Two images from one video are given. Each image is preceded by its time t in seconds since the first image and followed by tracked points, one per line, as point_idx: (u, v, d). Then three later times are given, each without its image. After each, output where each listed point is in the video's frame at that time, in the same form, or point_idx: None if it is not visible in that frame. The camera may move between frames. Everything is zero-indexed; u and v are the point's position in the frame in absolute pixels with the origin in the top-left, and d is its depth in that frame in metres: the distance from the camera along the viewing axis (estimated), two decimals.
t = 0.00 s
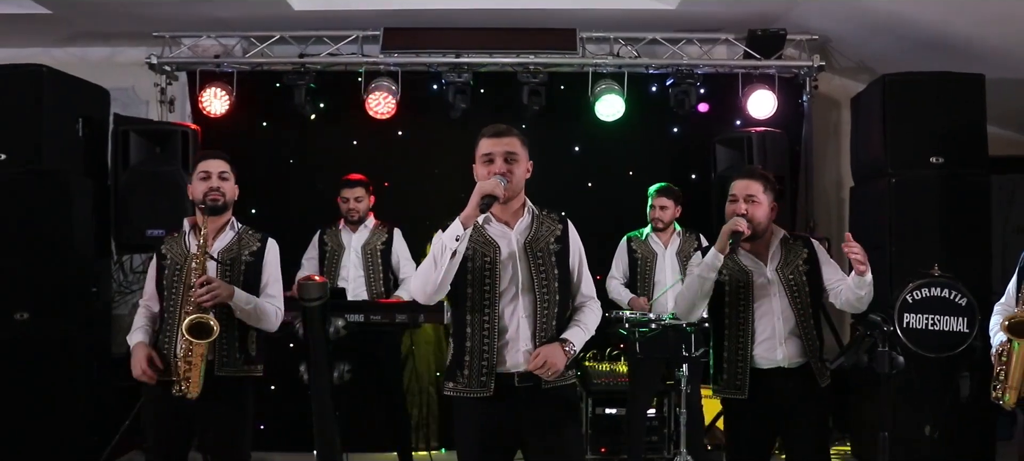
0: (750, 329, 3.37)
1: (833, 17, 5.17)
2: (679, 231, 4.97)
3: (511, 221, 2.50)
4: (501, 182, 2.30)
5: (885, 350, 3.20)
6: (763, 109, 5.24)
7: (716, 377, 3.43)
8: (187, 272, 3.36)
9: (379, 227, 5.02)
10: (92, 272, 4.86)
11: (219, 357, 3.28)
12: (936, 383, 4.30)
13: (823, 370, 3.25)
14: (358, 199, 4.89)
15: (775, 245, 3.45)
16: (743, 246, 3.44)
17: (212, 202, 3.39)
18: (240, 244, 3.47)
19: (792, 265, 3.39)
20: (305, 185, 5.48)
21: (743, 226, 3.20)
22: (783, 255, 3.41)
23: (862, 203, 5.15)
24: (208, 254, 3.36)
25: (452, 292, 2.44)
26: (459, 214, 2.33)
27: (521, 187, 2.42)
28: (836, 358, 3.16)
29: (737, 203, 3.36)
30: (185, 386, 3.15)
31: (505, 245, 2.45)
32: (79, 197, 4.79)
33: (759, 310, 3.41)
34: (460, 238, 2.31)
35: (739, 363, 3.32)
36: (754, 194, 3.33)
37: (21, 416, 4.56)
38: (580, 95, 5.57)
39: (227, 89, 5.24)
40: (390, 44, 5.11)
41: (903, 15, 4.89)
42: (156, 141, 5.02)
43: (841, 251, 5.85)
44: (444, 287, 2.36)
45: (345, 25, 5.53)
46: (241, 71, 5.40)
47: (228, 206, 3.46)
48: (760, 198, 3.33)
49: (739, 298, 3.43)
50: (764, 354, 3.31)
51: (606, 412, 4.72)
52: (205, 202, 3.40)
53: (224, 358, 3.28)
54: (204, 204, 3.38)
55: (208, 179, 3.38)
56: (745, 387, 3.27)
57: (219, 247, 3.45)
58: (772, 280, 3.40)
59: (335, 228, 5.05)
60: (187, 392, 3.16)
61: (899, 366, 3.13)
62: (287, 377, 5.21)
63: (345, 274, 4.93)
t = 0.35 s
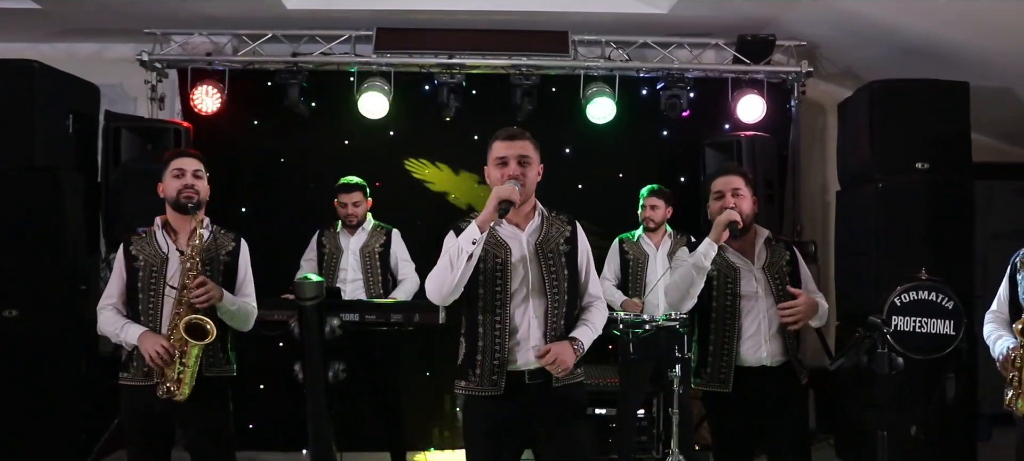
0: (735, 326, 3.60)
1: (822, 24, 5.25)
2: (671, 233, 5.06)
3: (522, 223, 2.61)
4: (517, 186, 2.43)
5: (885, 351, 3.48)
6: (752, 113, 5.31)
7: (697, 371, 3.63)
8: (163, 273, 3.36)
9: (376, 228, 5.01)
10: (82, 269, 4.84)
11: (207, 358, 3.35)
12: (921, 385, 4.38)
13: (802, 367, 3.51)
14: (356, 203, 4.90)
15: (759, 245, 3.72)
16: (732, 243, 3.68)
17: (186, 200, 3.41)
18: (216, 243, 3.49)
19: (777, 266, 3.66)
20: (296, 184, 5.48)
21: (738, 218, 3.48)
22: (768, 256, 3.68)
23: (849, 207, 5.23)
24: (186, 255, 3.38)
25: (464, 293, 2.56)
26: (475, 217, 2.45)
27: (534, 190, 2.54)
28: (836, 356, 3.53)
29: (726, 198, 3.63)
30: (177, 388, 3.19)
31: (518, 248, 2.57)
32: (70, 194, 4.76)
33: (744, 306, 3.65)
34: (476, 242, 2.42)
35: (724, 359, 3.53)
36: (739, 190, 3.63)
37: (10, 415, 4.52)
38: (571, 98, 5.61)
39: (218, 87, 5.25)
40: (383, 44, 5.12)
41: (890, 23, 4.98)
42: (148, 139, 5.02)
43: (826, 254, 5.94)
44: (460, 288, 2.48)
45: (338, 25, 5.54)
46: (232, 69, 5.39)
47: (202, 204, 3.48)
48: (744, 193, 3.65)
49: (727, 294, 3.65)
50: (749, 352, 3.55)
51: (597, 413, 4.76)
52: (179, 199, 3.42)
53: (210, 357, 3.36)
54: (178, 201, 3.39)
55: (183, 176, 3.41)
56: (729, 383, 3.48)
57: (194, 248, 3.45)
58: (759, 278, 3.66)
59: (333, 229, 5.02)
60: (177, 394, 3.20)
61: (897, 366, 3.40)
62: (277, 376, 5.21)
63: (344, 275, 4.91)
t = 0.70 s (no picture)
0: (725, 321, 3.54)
1: (811, 27, 5.33)
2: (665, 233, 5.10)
3: (552, 225, 2.74)
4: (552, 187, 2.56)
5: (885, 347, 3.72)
6: (743, 116, 5.38)
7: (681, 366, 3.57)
8: (160, 272, 3.25)
9: (379, 230, 5.02)
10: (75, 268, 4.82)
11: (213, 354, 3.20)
12: (909, 382, 4.47)
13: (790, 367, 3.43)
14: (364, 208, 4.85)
15: (757, 246, 3.69)
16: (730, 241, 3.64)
17: (185, 200, 3.25)
18: (208, 238, 3.39)
19: (772, 268, 3.66)
20: (289, 184, 5.49)
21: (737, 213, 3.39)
22: (764, 258, 3.66)
23: (837, 208, 5.31)
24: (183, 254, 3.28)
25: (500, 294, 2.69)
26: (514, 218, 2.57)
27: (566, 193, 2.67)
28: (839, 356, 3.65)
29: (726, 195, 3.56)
30: (187, 387, 3.04)
31: (550, 247, 2.70)
32: (64, 193, 4.75)
33: (734, 303, 3.61)
34: (517, 239, 2.53)
35: (711, 351, 3.49)
36: (743, 188, 3.59)
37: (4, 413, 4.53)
38: (564, 99, 5.66)
39: (213, 87, 5.25)
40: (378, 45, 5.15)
41: (879, 27, 5.06)
42: (142, 138, 4.98)
43: (813, 255, 6.03)
44: (498, 286, 2.59)
45: (332, 25, 5.56)
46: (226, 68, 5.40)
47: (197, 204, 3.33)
48: (748, 192, 3.59)
49: (719, 292, 3.60)
50: (736, 350, 3.50)
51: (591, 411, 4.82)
52: (176, 199, 3.25)
53: (218, 352, 3.23)
54: (178, 202, 3.23)
55: (183, 175, 3.24)
56: (711, 374, 3.45)
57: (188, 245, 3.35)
58: (753, 278, 3.64)
59: (335, 230, 5.03)
60: (188, 392, 3.04)
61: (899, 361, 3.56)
62: (271, 375, 5.22)
63: (346, 276, 4.94)
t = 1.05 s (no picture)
0: (696, 309, 3.64)
1: (772, 23, 5.45)
2: (633, 224, 5.09)
3: (560, 219, 2.84)
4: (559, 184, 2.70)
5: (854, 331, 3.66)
6: (706, 108, 5.49)
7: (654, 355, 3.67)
8: (142, 264, 3.19)
9: (353, 221, 5.06)
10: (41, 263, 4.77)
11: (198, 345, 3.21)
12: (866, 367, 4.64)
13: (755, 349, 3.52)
14: (333, 199, 4.84)
15: (724, 236, 3.80)
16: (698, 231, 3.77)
17: (171, 194, 3.18)
18: (189, 231, 3.34)
19: (738, 256, 3.77)
20: (257, 176, 5.48)
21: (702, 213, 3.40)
22: (730, 247, 3.77)
23: (797, 199, 5.46)
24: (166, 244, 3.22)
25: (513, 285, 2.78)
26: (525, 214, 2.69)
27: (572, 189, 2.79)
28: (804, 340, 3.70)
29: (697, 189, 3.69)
30: (172, 380, 3.05)
31: (558, 240, 2.81)
32: (28, 188, 4.69)
33: (704, 290, 3.73)
34: (529, 234, 2.67)
35: (683, 339, 3.57)
36: (713, 182, 3.68)
37: None
38: (530, 92, 5.71)
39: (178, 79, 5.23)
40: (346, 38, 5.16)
41: (837, 22, 5.20)
42: (109, 130, 4.95)
43: (773, 244, 6.19)
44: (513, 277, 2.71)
45: (298, 17, 5.55)
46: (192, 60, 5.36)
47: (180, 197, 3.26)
48: (719, 186, 3.67)
49: (688, 280, 3.71)
50: (704, 335, 3.57)
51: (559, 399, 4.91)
52: (161, 194, 3.18)
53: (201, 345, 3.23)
54: (164, 196, 3.16)
55: (166, 169, 3.17)
56: (687, 361, 3.53)
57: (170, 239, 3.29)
58: (720, 266, 3.76)
59: (309, 223, 5.06)
60: (172, 385, 3.05)
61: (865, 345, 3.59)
62: (240, 368, 5.22)
63: (322, 268, 4.97)
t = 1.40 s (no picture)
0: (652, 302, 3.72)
1: (715, 22, 5.58)
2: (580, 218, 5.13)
3: (523, 216, 2.94)
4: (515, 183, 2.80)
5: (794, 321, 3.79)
6: (652, 105, 5.60)
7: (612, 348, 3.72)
8: (113, 262, 3.19)
9: (299, 217, 5.05)
10: None
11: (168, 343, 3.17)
12: (806, 357, 4.80)
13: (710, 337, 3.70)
14: (282, 192, 4.88)
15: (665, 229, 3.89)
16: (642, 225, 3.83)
17: (135, 190, 3.17)
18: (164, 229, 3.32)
19: (682, 248, 3.87)
20: (204, 172, 5.44)
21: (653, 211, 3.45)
22: (673, 240, 3.87)
23: (739, 194, 5.60)
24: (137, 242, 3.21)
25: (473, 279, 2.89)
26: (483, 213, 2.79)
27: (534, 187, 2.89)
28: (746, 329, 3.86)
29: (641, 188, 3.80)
30: (133, 378, 3.02)
31: (518, 237, 2.90)
32: None
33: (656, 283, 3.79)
34: (483, 235, 2.77)
35: (648, 331, 3.63)
36: (655, 180, 3.80)
37: None
38: (479, 88, 5.76)
39: (124, 73, 5.19)
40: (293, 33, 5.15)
41: (777, 22, 5.35)
42: (51, 126, 4.83)
43: (717, 238, 6.33)
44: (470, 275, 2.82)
45: (246, 12, 5.51)
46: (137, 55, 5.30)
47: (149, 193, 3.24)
48: (659, 184, 3.82)
49: (643, 275, 3.74)
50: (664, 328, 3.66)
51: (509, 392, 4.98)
52: (127, 190, 3.17)
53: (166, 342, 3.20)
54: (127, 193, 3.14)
55: (131, 166, 3.15)
56: (654, 355, 3.58)
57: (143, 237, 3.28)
58: (669, 258, 3.83)
59: (254, 217, 5.02)
60: (135, 384, 3.03)
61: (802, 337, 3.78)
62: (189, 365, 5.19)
63: (266, 262, 4.93)
